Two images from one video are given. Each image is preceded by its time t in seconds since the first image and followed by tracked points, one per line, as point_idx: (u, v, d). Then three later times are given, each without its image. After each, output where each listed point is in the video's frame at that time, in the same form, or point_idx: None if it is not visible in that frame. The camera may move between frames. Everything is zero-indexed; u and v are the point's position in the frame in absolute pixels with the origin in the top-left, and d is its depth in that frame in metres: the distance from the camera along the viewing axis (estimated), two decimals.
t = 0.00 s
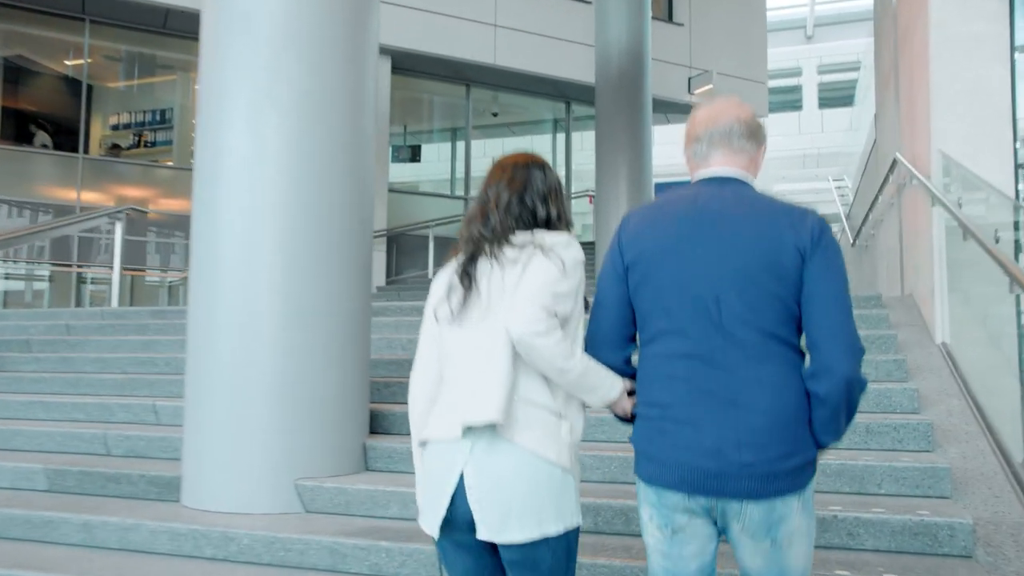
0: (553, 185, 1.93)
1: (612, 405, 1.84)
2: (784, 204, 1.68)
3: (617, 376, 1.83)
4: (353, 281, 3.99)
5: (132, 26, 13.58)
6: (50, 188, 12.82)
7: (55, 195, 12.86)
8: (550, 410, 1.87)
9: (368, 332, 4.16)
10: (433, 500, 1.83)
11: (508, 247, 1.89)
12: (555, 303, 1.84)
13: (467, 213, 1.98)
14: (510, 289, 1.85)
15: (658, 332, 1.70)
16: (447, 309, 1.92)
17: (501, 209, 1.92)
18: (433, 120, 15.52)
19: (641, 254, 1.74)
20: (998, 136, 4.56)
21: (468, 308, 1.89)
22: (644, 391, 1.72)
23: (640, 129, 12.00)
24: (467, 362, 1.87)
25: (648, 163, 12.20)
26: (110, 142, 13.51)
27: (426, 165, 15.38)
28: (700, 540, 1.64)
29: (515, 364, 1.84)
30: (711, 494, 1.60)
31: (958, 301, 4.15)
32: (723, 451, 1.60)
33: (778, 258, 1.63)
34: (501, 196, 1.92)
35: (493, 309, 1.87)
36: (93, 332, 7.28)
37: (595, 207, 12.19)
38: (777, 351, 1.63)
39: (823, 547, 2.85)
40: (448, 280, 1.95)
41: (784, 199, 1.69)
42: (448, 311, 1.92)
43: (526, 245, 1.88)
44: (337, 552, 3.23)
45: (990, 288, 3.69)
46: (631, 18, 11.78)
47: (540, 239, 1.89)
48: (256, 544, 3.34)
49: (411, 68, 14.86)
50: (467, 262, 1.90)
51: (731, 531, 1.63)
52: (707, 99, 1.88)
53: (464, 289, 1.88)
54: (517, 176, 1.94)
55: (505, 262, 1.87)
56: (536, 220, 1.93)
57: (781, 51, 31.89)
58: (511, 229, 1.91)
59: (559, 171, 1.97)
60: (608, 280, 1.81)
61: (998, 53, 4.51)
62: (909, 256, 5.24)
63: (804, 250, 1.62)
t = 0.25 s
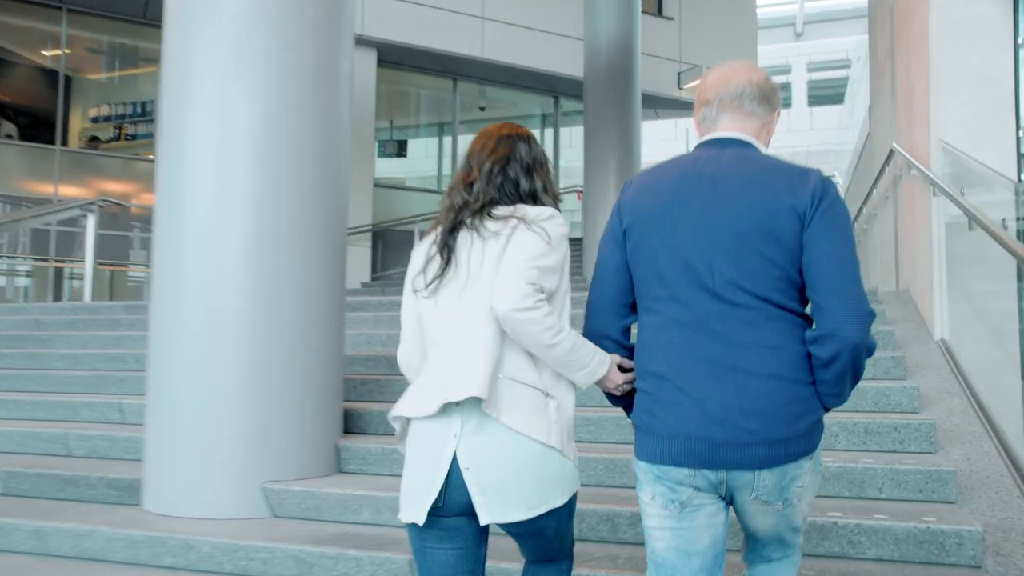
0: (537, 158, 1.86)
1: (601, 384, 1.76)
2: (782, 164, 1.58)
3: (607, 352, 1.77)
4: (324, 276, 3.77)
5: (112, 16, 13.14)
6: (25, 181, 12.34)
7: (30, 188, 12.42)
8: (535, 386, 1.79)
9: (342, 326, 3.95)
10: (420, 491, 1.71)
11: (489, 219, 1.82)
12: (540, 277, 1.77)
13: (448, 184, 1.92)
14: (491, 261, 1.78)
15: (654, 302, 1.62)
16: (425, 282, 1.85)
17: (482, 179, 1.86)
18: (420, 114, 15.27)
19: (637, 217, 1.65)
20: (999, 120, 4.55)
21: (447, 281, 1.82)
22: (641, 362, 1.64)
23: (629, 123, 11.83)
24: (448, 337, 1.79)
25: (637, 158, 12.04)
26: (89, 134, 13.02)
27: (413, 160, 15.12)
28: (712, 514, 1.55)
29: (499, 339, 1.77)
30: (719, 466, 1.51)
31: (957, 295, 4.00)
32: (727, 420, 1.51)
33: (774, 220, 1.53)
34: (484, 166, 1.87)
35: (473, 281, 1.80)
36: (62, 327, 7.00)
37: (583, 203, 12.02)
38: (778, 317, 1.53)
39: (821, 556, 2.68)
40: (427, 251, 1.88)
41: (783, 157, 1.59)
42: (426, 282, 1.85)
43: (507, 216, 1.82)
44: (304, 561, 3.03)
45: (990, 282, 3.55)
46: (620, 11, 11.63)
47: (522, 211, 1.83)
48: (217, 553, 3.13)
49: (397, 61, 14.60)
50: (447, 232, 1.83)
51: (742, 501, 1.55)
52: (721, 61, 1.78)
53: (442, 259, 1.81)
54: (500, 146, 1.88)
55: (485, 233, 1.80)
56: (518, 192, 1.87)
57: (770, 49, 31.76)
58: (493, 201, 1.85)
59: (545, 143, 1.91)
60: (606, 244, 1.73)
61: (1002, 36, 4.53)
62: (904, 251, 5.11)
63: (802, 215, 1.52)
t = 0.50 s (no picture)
0: (524, 137, 1.87)
1: (591, 373, 1.76)
2: (800, 153, 1.59)
3: (601, 343, 1.75)
4: (288, 281, 3.56)
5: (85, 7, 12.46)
6: None
7: None
8: (525, 372, 1.79)
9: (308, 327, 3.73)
10: (415, 462, 1.73)
11: (476, 198, 1.82)
12: (528, 261, 1.77)
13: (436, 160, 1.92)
14: (479, 242, 1.78)
15: (660, 288, 1.60)
16: (412, 258, 1.85)
17: (468, 157, 1.86)
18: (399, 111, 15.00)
19: (645, 201, 1.64)
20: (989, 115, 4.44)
21: (435, 260, 1.82)
22: (644, 349, 1.62)
23: (610, 122, 11.67)
24: (437, 319, 1.79)
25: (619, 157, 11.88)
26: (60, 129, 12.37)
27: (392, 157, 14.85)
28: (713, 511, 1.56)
29: (488, 325, 1.78)
30: (723, 459, 1.50)
31: (947, 297, 3.87)
32: (731, 413, 1.50)
33: (789, 213, 1.54)
34: (471, 144, 1.86)
35: (459, 260, 1.80)
36: (20, 328, 6.69)
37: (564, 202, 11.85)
38: (786, 310, 1.54)
39: None
40: (413, 226, 1.88)
41: (796, 146, 1.60)
42: (413, 258, 1.85)
43: (495, 196, 1.81)
44: None
45: (982, 285, 3.44)
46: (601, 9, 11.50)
47: (510, 192, 1.82)
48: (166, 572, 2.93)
49: (376, 57, 14.33)
50: (433, 209, 1.83)
51: (739, 495, 1.54)
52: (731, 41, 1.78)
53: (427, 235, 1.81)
54: (488, 125, 1.88)
55: (471, 213, 1.79)
56: (506, 172, 1.87)
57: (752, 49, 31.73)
58: (480, 179, 1.85)
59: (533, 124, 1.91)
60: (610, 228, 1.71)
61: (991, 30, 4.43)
62: (890, 252, 4.99)
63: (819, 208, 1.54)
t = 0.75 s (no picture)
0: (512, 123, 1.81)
1: (581, 370, 1.69)
2: (799, 134, 1.55)
3: (594, 339, 1.70)
4: (250, 299, 3.33)
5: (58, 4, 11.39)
6: None
7: None
8: (509, 363, 1.70)
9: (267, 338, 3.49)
10: (381, 450, 1.66)
11: (463, 181, 1.75)
12: (519, 243, 1.70)
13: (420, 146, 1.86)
14: (466, 225, 1.70)
15: (655, 272, 1.57)
16: (394, 241, 1.78)
17: (454, 140, 1.80)
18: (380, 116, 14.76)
19: (641, 184, 1.60)
20: (977, 125, 4.34)
21: (418, 244, 1.74)
22: (638, 336, 1.58)
23: (592, 129, 11.55)
24: (418, 303, 1.71)
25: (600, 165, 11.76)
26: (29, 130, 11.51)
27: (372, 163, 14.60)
28: (694, 507, 1.52)
29: (476, 310, 1.69)
30: (708, 450, 1.46)
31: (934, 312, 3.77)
32: (724, 402, 1.46)
33: (794, 192, 1.50)
34: (457, 128, 1.81)
35: (444, 243, 1.72)
36: None
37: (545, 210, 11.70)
38: (786, 296, 1.50)
39: None
40: (396, 209, 1.80)
41: (795, 128, 1.56)
42: (395, 241, 1.77)
43: (483, 179, 1.75)
44: None
45: (973, 298, 3.32)
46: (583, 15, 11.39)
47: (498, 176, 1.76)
48: None
49: (355, 61, 14.10)
50: (418, 192, 1.76)
51: (726, 491, 1.50)
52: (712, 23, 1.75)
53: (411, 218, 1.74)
54: (474, 110, 1.82)
55: (457, 196, 1.72)
56: (493, 158, 1.81)
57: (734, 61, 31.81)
58: (466, 163, 1.78)
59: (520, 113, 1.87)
60: (602, 213, 1.67)
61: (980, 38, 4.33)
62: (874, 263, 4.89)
63: (823, 188, 1.50)
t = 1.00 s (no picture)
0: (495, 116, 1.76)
1: (564, 376, 1.60)
2: (794, 125, 1.48)
3: (582, 341, 1.60)
4: (213, 307, 3.15)
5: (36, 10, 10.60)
6: None
7: None
8: (497, 357, 1.70)
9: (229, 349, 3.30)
10: (350, 444, 1.68)
11: (448, 177, 1.71)
12: (511, 232, 1.69)
13: (400, 142, 1.80)
14: (455, 221, 1.68)
15: (644, 263, 1.47)
16: (380, 240, 1.74)
17: (437, 136, 1.74)
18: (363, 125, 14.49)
19: (631, 175, 1.51)
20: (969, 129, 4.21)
21: (406, 241, 1.71)
22: (626, 335, 1.48)
23: (577, 137, 11.42)
24: (408, 300, 1.69)
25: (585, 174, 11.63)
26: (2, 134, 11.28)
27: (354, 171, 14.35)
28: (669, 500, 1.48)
29: (464, 303, 1.68)
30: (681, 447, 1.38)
31: (927, 321, 3.63)
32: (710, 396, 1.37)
33: (792, 182, 1.43)
34: (440, 124, 1.75)
35: (434, 239, 1.69)
36: None
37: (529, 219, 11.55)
38: (782, 290, 1.42)
39: None
40: (381, 207, 1.77)
41: (788, 119, 1.49)
42: (381, 240, 1.74)
43: (470, 174, 1.71)
44: None
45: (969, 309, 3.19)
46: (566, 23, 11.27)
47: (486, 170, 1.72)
48: None
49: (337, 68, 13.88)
50: (403, 190, 1.72)
51: (698, 490, 1.43)
52: (685, 14, 1.66)
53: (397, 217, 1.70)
54: (457, 104, 1.77)
55: (445, 193, 1.69)
56: (478, 152, 1.76)
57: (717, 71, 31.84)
58: (451, 159, 1.74)
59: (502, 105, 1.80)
60: (589, 208, 1.57)
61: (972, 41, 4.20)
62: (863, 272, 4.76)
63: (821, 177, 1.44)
